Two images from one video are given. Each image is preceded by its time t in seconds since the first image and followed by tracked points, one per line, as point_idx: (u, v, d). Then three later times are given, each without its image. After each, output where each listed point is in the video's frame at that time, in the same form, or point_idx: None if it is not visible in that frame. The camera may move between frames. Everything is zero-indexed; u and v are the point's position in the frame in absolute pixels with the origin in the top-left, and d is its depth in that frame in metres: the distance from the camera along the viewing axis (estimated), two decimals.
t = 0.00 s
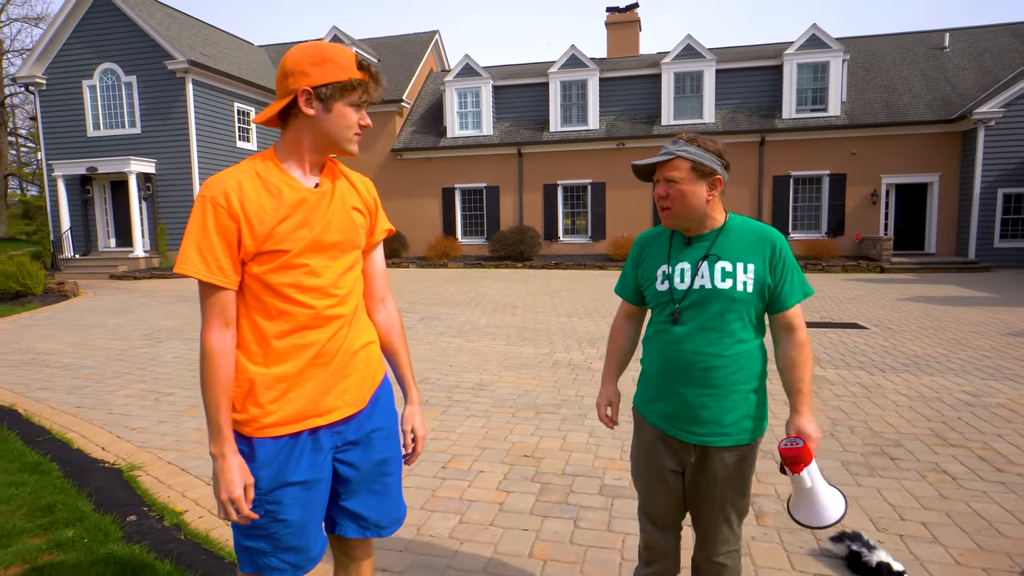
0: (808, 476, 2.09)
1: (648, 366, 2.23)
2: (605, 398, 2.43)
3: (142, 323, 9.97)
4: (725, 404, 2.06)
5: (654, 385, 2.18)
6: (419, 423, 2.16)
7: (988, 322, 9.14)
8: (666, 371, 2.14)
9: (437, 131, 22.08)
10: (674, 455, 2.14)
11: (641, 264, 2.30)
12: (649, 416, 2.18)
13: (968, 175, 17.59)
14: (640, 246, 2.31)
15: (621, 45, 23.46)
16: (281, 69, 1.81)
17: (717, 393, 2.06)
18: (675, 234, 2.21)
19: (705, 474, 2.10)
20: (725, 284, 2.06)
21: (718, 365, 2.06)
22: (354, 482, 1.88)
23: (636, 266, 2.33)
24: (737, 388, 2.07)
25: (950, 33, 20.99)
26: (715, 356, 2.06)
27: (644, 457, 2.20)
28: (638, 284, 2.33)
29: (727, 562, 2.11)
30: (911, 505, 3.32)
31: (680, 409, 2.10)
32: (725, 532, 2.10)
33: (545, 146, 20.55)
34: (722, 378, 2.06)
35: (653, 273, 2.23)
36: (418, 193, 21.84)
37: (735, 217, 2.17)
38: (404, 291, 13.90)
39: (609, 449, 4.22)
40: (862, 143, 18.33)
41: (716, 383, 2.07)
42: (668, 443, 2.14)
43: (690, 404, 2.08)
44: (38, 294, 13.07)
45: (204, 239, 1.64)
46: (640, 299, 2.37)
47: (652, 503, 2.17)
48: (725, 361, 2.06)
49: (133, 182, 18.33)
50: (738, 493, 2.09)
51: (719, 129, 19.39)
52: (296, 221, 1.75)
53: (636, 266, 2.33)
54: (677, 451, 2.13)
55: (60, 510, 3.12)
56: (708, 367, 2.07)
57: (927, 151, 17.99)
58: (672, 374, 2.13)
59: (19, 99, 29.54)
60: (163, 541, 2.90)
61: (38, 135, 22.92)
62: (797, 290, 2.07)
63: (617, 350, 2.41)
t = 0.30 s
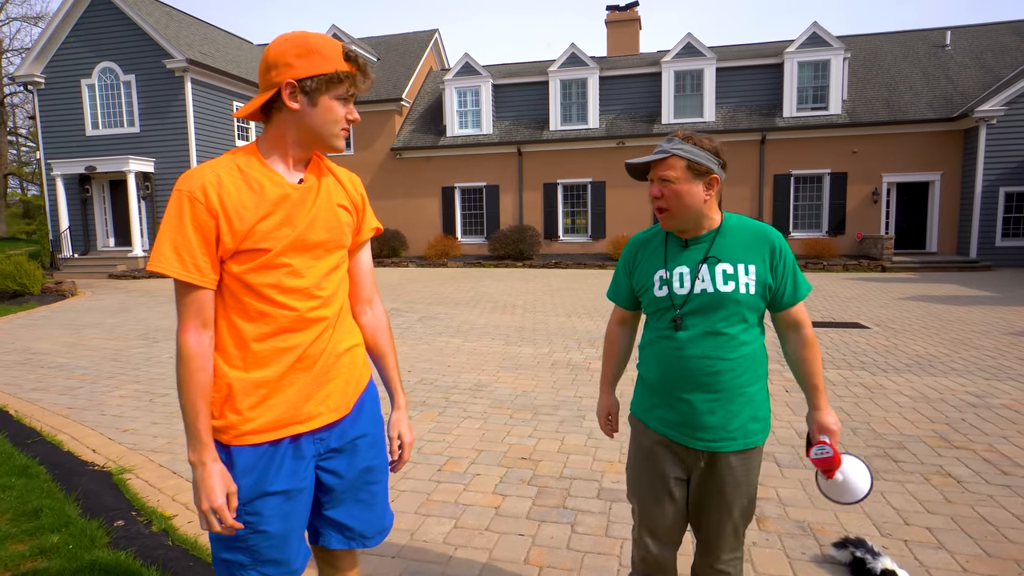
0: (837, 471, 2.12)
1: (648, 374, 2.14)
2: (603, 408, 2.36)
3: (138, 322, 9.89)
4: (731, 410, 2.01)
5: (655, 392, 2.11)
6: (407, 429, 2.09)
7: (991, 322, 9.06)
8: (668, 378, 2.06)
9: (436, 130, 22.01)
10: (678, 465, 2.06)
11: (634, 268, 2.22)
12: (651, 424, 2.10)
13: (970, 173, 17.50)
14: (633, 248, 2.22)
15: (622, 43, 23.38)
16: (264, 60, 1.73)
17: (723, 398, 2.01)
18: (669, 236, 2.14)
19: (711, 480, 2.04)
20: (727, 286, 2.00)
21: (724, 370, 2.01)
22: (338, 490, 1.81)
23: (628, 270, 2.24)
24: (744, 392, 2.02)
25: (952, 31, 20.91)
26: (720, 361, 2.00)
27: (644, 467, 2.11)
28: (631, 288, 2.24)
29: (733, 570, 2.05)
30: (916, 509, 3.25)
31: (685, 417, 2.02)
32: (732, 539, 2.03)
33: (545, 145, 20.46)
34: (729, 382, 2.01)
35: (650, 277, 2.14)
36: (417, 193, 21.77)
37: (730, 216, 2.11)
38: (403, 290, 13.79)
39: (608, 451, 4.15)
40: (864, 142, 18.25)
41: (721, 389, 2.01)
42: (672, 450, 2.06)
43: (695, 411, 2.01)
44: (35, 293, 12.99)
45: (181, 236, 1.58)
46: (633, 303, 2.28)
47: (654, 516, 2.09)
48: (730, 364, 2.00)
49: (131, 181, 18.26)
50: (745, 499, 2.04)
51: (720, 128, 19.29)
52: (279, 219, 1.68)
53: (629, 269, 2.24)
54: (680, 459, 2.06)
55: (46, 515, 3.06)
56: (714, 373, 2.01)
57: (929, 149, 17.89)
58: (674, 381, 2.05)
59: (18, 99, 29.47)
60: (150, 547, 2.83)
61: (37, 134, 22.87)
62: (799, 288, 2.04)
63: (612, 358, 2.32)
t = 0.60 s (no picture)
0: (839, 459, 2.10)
1: (627, 372, 2.09)
2: (579, 416, 2.28)
3: (134, 321, 9.82)
4: (711, 404, 1.97)
5: (636, 390, 2.05)
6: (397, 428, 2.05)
7: (992, 322, 9.02)
8: (648, 375, 2.01)
9: (436, 128, 21.95)
10: (662, 461, 2.01)
11: (609, 265, 2.16)
12: (633, 422, 2.05)
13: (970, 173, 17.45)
14: (607, 245, 2.16)
15: (621, 42, 23.32)
16: (248, 48, 1.68)
17: (703, 392, 1.97)
18: (644, 231, 2.09)
19: (696, 476, 1.99)
20: (704, 280, 1.97)
21: (703, 365, 1.97)
22: (323, 490, 1.77)
23: (604, 267, 2.18)
24: (723, 386, 1.99)
25: (953, 30, 20.87)
26: (700, 355, 1.96)
27: (628, 466, 2.06)
28: (606, 285, 2.18)
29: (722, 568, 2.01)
30: (916, 510, 3.21)
31: (666, 412, 1.98)
32: (718, 535, 1.99)
33: (544, 143, 20.40)
34: (709, 374, 1.98)
35: (626, 274, 2.08)
36: (417, 191, 21.71)
37: (704, 211, 2.09)
38: (401, 289, 13.71)
39: (604, 451, 4.11)
40: (864, 141, 18.19)
41: (702, 384, 1.97)
42: (655, 447, 2.01)
43: (677, 407, 1.96)
44: (33, 291, 12.95)
45: (160, 227, 1.53)
46: (609, 300, 2.21)
47: (641, 514, 2.04)
48: (710, 357, 1.97)
49: (130, 179, 18.20)
50: (730, 494, 2.00)
51: (720, 126, 19.21)
52: (262, 211, 1.64)
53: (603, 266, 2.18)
54: (664, 456, 2.01)
55: (32, 515, 3.01)
56: (694, 367, 1.96)
57: (930, 148, 17.84)
58: (654, 377, 2.00)
59: (18, 97, 29.41)
60: (137, 548, 2.78)
61: (36, 132, 22.82)
62: (774, 280, 2.03)
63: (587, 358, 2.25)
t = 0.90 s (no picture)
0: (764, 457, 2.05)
1: (603, 366, 2.09)
2: (561, 412, 2.22)
3: (133, 320, 9.81)
4: (684, 399, 1.96)
5: (612, 384, 2.06)
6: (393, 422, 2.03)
7: (991, 322, 9.00)
8: (624, 369, 2.01)
9: (436, 128, 21.93)
10: (643, 454, 2.01)
11: (585, 260, 2.16)
12: (612, 415, 2.05)
13: (971, 173, 17.42)
14: (581, 240, 2.15)
15: (622, 42, 23.29)
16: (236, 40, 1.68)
17: (676, 387, 1.96)
18: (620, 227, 2.09)
19: (676, 466, 1.98)
20: (675, 275, 1.96)
21: (676, 358, 1.96)
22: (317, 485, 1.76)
23: (580, 262, 2.18)
24: (696, 380, 1.97)
25: (954, 30, 20.85)
26: (671, 350, 1.96)
27: (610, 457, 2.07)
28: (584, 280, 2.18)
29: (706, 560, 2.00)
30: (913, 510, 3.19)
31: (641, 405, 1.98)
32: (701, 523, 1.98)
33: (545, 143, 20.38)
34: (682, 367, 1.97)
35: (602, 268, 2.08)
36: (417, 191, 21.70)
37: (679, 207, 2.07)
38: (401, 288, 13.69)
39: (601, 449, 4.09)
40: (865, 141, 18.15)
41: (675, 377, 1.96)
42: (635, 439, 2.01)
43: (652, 401, 1.96)
44: (32, 290, 12.95)
45: (150, 218, 1.52)
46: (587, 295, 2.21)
47: (624, 505, 2.05)
48: (683, 350, 1.96)
49: (130, 178, 18.19)
50: (711, 483, 1.99)
51: (720, 127, 19.17)
52: (252, 202, 1.62)
53: (580, 262, 2.17)
54: (646, 449, 2.00)
55: (24, 512, 3.00)
56: (667, 361, 1.96)
57: (930, 149, 17.81)
58: (630, 371, 2.00)
59: (18, 96, 29.41)
60: (130, 545, 2.76)
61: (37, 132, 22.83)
62: (744, 275, 2.01)
63: (564, 352, 2.23)
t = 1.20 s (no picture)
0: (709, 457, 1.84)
1: (583, 362, 2.10)
2: (548, 410, 2.24)
3: (132, 319, 9.82)
4: (664, 394, 1.96)
5: (591, 379, 2.06)
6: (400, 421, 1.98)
7: (991, 322, 8.99)
8: (602, 363, 2.02)
9: (437, 128, 21.92)
10: (622, 450, 2.01)
11: (569, 257, 2.17)
12: (591, 413, 2.05)
13: (972, 174, 17.39)
14: (565, 236, 2.17)
15: (622, 42, 23.28)
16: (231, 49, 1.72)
17: (654, 381, 1.96)
18: (606, 222, 2.10)
19: (655, 464, 1.97)
20: (656, 271, 1.96)
21: (654, 353, 1.96)
22: (315, 480, 1.74)
23: (564, 258, 2.19)
24: (673, 377, 1.97)
25: (955, 31, 20.82)
26: (648, 345, 1.96)
27: (591, 454, 2.07)
28: (568, 277, 2.19)
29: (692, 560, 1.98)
30: (909, 510, 3.17)
31: (619, 401, 1.98)
32: (683, 522, 1.97)
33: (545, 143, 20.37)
34: (660, 364, 1.96)
35: (584, 263, 2.10)
36: (417, 191, 21.70)
37: (663, 206, 2.08)
38: (401, 288, 13.68)
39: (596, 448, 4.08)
40: (866, 142, 18.12)
41: (652, 373, 1.96)
42: (614, 437, 2.01)
43: (630, 396, 1.96)
44: (32, 289, 12.96)
45: (146, 215, 1.54)
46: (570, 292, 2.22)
47: (607, 503, 2.05)
48: (661, 346, 1.96)
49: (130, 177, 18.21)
50: (689, 482, 1.97)
51: (721, 127, 19.14)
52: (245, 198, 1.62)
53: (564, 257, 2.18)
54: (626, 446, 2.00)
55: (19, 510, 3.00)
56: (646, 355, 1.96)
57: (931, 149, 17.77)
58: (609, 366, 2.01)
59: (20, 96, 29.49)
60: (124, 543, 2.76)
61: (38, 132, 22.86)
62: (725, 276, 2.01)
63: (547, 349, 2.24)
